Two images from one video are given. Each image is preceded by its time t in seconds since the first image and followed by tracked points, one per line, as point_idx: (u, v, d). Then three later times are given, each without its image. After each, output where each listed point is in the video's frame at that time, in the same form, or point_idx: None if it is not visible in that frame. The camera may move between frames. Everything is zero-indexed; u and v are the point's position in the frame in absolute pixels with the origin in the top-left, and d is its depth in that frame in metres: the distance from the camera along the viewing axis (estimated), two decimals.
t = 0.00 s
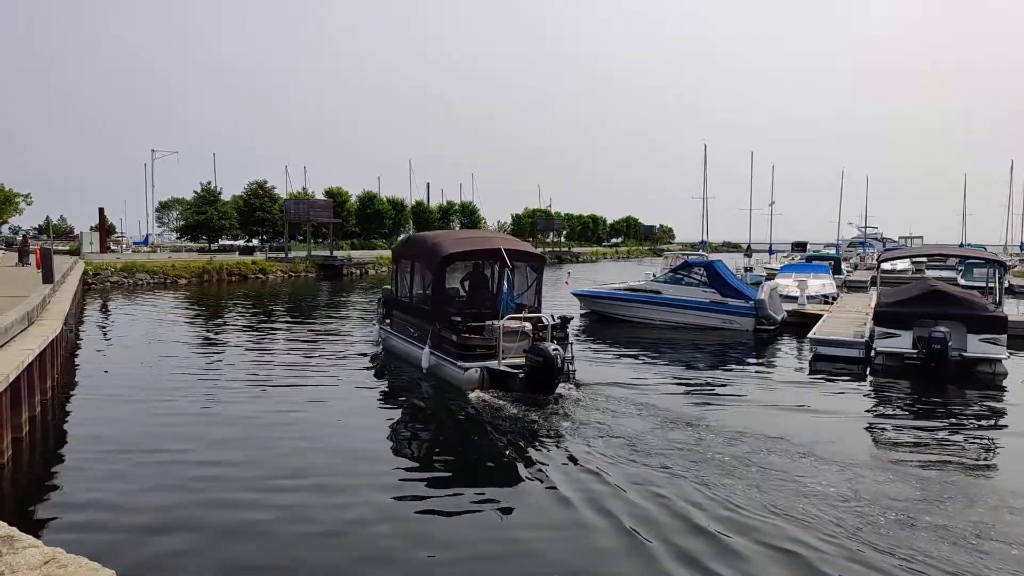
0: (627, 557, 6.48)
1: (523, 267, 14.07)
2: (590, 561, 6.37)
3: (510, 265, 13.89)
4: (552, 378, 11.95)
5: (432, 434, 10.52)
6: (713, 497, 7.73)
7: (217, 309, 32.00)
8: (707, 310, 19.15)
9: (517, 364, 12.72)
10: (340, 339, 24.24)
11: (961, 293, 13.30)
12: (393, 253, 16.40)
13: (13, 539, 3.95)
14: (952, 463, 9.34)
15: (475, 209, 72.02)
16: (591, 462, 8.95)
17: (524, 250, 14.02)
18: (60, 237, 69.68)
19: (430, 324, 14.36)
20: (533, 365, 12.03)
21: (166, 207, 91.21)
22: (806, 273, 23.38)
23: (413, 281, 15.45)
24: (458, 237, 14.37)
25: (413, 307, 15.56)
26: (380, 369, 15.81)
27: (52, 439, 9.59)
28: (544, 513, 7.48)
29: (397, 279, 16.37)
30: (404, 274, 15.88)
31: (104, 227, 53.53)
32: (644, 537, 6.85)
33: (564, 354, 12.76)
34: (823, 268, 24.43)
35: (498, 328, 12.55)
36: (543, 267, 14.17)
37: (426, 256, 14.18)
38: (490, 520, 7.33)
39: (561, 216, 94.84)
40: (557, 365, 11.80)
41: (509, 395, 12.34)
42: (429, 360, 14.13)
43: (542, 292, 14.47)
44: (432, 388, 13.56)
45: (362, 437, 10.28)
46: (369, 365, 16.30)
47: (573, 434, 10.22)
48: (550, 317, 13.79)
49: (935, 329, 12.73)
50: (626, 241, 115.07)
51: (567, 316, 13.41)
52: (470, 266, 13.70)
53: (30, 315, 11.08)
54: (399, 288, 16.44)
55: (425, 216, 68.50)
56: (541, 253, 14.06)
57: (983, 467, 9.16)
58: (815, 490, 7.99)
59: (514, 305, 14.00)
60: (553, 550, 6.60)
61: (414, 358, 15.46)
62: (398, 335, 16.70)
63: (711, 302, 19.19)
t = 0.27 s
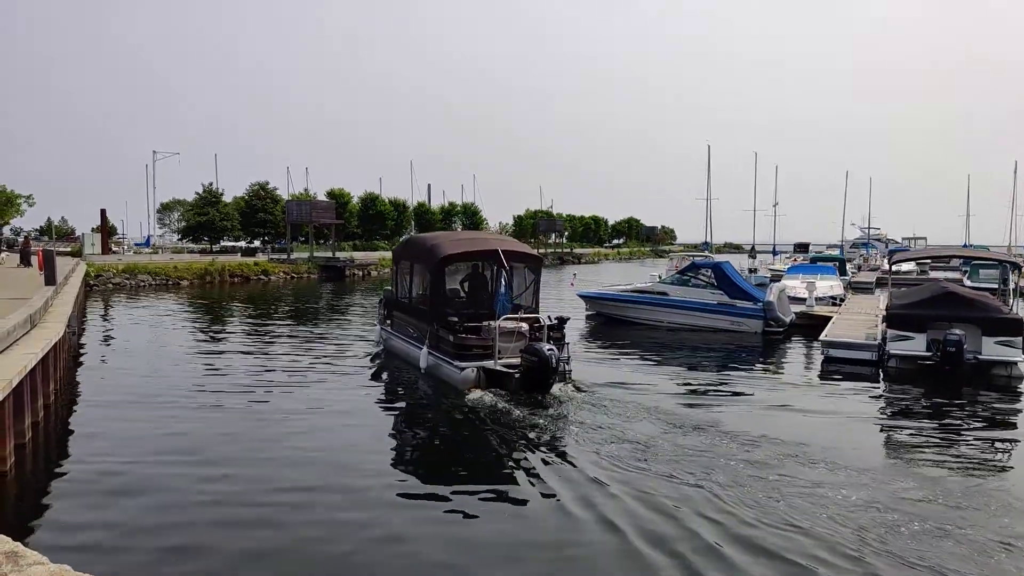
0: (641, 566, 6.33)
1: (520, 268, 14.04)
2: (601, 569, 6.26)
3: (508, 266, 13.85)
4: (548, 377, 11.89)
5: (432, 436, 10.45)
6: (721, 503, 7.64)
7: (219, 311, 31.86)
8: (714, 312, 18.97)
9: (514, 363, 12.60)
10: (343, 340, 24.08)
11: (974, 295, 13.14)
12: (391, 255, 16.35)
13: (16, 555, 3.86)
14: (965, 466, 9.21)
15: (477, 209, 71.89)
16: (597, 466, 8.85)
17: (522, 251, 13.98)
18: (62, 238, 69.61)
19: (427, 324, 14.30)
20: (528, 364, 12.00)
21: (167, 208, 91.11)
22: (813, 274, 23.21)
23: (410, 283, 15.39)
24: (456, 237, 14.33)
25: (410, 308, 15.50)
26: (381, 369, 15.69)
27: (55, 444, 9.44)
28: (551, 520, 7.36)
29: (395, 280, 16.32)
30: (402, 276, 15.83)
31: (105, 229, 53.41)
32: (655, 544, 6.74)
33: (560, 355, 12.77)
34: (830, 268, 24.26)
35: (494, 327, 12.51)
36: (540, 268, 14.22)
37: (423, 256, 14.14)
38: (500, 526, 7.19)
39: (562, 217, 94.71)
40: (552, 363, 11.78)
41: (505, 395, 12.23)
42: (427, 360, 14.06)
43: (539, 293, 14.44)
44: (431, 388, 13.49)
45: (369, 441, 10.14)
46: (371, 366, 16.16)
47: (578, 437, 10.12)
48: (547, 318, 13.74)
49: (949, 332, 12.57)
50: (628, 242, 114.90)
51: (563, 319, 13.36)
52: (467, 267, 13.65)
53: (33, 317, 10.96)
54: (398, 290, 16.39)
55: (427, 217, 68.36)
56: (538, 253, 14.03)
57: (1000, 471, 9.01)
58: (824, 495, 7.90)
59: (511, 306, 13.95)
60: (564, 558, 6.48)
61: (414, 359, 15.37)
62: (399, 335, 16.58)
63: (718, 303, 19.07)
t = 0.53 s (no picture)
0: (664, 566, 6.09)
1: (519, 265, 13.90)
2: (622, 567, 6.01)
3: (506, 264, 13.71)
4: (544, 373, 11.78)
5: (431, 433, 10.33)
6: (738, 501, 7.40)
7: (221, 310, 31.70)
8: (724, 311, 18.79)
9: (511, 359, 12.48)
10: (346, 339, 23.89)
11: (990, 293, 12.97)
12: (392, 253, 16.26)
13: (24, 563, 3.76)
14: (982, 464, 9.02)
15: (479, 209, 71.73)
16: (605, 463, 8.62)
17: (520, 248, 13.83)
18: (63, 237, 69.46)
19: (427, 321, 14.18)
20: (524, 360, 11.87)
21: (168, 207, 90.98)
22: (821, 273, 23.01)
23: (410, 280, 15.28)
24: (456, 235, 14.21)
25: (410, 305, 15.38)
26: (382, 366, 15.54)
27: (59, 445, 9.24)
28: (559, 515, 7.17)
29: (396, 278, 16.22)
30: (402, 273, 15.73)
31: (108, 227, 53.27)
32: (673, 541, 6.49)
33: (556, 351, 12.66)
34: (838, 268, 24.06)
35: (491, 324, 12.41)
36: (539, 265, 14.10)
37: (423, 253, 14.04)
38: (512, 524, 7.01)
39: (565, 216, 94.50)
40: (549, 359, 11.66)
41: (501, 391, 12.15)
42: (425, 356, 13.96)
43: (539, 291, 14.30)
44: (428, 383, 13.40)
45: (377, 440, 9.95)
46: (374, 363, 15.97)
47: (582, 435, 9.87)
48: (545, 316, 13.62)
49: (966, 331, 12.39)
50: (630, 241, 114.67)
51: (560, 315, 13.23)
52: (465, 264, 13.52)
53: (36, 315, 10.77)
54: (399, 287, 16.29)
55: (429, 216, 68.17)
56: (538, 251, 13.89)
57: None
58: (843, 493, 7.66)
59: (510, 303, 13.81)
60: (581, 556, 6.24)
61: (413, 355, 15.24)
62: (399, 332, 16.41)
63: (727, 302, 18.85)
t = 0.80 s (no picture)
0: None
1: (520, 266, 13.70)
2: None
3: (506, 264, 13.52)
4: (541, 373, 11.63)
5: (435, 435, 10.17)
6: (753, 510, 7.19)
7: (224, 310, 31.52)
8: (733, 312, 18.60)
9: (510, 358, 12.34)
10: (350, 339, 23.70)
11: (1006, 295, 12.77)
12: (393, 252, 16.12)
13: None
14: (1001, 470, 8.83)
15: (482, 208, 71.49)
16: (615, 470, 8.41)
17: (520, 249, 13.64)
18: (65, 236, 69.31)
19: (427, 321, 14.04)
20: (521, 360, 11.71)
21: (170, 206, 90.83)
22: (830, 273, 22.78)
23: (411, 280, 15.13)
24: (456, 234, 14.05)
25: (411, 305, 15.24)
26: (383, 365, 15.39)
27: (63, 450, 9.06)
28: (570, 524, 7.00)
29: (397, 278, 16.09)
30: (403, 274, 15.60)
31: (109, 227, 53.10)
32: (690, 552, 6.30)
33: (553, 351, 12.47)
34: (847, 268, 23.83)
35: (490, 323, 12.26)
36: (540, 265, 13.89)
37: (423, 253, 13.90)
38: (525, 533, 6.83)
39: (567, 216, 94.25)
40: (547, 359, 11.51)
41: (499, 390, 12.03)
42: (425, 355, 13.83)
43: (539, 291, 14.09)
44: (427, 382, 13.27)
45: (386, 443, 9.77)
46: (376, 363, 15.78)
47: (587, 440, 9.66)
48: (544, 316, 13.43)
49: (984, 334, 12.19)
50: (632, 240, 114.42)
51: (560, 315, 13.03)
52: (464, 264, 13.35)
53: (40, 317, 10.60)
54: (400, 287, 16.15)
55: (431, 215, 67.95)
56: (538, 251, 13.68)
57: None
58: (860, 501, 7.46)
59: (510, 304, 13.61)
60: (596, 568, 6.05)
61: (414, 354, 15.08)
62: (401, 331, 16.24)
63: (736, 304, 18.69)
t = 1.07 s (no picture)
0: None
1: (522, 267, 13.55)
2: None
3: (509, 265, 13.38)
4: (540, 372, 11.51)
5: (444, 436, 10.04)
6: (769, 519, 7.02)
7: (229, 311, 31.39)
8: (744, 314, 18.43)
9: (510, 357, 12.21)
10: (355, 340, 23.54)
11: None
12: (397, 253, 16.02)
13: None
14: None
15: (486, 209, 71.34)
16: (631, 474, 8.27)
17: (523, 249, 13.48)
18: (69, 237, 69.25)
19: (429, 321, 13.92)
20: (520, 358, 11.60)
21: (173, 207, 90.78)
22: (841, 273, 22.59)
23: (414, 280, 15.01)
24: (458, 235, 13.92)
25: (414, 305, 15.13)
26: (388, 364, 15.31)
27: (73, 454, 8.93)
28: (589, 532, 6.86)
29: (401, 278, 15.99)
30: (407, 274, 15.49)
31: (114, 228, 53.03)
32: (715, 562, 6.15)
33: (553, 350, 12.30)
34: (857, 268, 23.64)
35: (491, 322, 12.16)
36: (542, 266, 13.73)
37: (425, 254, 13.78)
38: (546, 540, 6.69)
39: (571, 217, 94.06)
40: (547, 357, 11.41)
41: (499, 388, 11.93)
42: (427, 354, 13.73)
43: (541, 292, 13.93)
44: (429, 381, 13.17)
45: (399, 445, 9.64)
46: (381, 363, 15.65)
47: (602, 442, 9.52)
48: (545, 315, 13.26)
49: (1004, 335, 12.01)
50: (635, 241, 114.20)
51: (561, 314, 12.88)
52: (467, 265, 13.22)
53: (48, 319, 10.46)
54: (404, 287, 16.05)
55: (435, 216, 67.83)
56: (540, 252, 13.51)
57: None
58: (882, 507, 7.30)
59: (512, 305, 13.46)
60: None
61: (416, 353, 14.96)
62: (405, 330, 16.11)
63: (747, 306, 18.47)
